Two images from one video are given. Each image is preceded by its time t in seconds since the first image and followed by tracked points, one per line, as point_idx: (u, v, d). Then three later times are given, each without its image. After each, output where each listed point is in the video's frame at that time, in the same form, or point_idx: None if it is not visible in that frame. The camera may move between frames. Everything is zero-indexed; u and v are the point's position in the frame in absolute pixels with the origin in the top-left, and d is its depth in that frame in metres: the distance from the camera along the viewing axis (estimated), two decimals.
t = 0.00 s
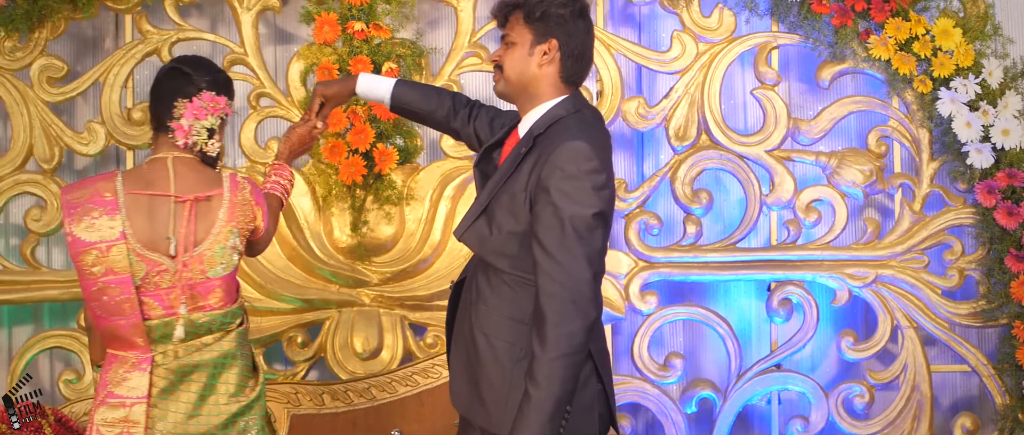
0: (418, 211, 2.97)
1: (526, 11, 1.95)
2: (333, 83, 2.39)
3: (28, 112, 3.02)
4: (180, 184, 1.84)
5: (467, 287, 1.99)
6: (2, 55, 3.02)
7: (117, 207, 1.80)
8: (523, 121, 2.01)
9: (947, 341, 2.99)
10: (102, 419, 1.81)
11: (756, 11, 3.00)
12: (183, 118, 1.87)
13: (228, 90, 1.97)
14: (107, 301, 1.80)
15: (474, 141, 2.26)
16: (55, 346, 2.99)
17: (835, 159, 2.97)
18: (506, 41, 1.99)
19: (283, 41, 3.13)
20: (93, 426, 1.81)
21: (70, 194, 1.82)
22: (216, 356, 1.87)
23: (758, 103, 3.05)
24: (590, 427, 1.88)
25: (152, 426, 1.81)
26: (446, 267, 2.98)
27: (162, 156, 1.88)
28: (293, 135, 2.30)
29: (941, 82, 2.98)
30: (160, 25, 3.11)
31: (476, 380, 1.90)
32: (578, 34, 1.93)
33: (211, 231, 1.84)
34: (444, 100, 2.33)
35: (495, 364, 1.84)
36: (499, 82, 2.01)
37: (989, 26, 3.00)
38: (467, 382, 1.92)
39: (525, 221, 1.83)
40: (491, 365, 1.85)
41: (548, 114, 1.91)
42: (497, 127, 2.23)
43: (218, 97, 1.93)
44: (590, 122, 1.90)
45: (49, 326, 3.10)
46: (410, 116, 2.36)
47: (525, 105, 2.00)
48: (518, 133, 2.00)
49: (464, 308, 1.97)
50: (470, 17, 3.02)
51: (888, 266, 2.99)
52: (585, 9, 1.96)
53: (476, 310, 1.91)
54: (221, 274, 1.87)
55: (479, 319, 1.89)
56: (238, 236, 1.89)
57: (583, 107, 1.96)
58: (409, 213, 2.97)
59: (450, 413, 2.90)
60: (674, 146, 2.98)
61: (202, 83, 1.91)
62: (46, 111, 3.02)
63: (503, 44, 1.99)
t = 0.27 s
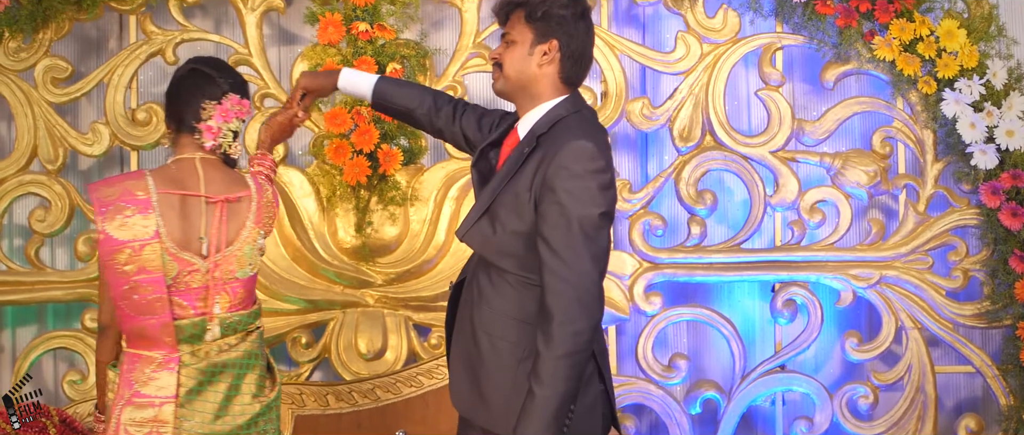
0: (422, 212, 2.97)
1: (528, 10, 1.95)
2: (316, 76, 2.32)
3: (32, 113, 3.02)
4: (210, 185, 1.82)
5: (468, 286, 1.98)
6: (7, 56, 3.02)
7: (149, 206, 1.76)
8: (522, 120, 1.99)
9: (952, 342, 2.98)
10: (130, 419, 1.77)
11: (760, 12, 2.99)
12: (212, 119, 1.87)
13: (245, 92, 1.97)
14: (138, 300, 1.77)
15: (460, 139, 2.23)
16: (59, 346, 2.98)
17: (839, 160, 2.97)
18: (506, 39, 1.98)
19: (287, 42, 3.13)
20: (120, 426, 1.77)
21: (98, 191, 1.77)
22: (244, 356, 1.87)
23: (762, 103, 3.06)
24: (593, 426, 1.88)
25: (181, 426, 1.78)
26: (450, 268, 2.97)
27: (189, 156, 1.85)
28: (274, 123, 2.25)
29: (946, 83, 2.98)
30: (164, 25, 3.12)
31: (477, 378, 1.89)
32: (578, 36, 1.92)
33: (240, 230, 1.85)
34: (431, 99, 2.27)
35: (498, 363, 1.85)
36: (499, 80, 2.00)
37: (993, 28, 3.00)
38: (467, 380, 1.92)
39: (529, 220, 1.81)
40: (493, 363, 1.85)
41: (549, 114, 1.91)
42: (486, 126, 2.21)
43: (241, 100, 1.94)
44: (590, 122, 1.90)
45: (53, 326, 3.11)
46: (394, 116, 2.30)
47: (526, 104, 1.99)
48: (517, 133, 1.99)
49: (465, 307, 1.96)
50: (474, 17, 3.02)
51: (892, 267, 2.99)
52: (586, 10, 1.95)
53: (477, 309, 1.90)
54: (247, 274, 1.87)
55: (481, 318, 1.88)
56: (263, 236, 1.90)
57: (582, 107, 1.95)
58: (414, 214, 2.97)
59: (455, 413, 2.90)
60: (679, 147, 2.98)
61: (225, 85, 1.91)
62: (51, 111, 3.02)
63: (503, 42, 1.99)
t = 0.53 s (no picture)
0: (428, 213, 2.97)
1: (528, 9, 1.92)
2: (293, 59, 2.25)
3: (36, 114, 3.02)
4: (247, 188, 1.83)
5: (468, 286, 1.96)
6: (11, 56, 3.02)
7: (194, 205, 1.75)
8: (520, 119, 1.97)
9: (956, 343, 2.99)
10: (172, 419, 1.75)
11: (765, 13, 3.00)
12: (249, 123, 1.85)
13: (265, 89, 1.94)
14: (181, 300, 1.75)
15: (443, 135, 2.18)
16: (64, 347, 2.98)
17: (844, 161, 2.97)
18: (506, 38, 1.95)
19: (291, 43, 3.13)
20: (162, 426, 1.75)
21: (139, 190, 1.73)
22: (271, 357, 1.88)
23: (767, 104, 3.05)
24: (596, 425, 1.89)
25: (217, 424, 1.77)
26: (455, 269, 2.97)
27: (223, 158, 1.83)
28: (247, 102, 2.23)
29: (951, 84, 2.98)
30: (169, 26, 3.10)
31: (478, 379, 1.88)
32: (579, 38, 1.91)
33: (274, 232, 1.87)
34: (410, 94, 2.21)
35: (501, 363, 1.84)
36: (496, 78, 1.97)
37: (998, 29, 3.00)
38: (468, 381, 1.91)
39: (536, 220, 1.81)
40: (497, 363, 1.84)
41: (550, 114, 1.89)
42: (471, 123, 2.16)
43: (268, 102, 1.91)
44: (591, 122, 1.89)
45: (58, 327, 3.11)
46: (373, 109, 2.23)
47: (523, 104, 1.97)
48: (516, 133, 1.97)
49: (466, 305, 1.94)
50: (479, 18, 3.02)
51: (897, 268, 2.99)
52: (587, 12, 1.94)
53: (479, 309, 1.88)
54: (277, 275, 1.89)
55: (484, 318, 1.87)
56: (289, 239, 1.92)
57: (582, 108, 1.94)
58: (419, 215, 2.97)
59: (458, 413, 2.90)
60: (684, 148, 2.98)
61: (256, 89, 1.87)
62: (55, 112, 3.02)
63: (503, 41, 1.96)
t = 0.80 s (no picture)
0: (431, 213, 2.97)
1: (527, 9, 1.92)
2: (272, 40, 2.20)
3: (40, 114, 3.02)
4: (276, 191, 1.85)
5: (469, 286, 1.94)
6: (16, 57, 3.02)
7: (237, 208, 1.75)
8: (519, 118, 1.96)
9: (960, 344, 2.99)
10: (213, 420, 1.75)
11: (769, 14, 2.99)
12: (278, 127, 1.86)
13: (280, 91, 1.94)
14: (223, 301, 1.75)
15: (430, 130, 2.17)
16: (68, 348, 2.98)
17: (848, 162, 2.97)
18: (505, 37, 1.95)
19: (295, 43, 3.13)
20: (205, 427, 1.75)
21: (183, 190, 1.72)
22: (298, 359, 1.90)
23: (771, 105, 3.05)
24: (600, 423, 1.90)
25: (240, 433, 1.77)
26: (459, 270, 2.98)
27: (250, 159, 1.83)
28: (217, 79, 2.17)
29: (955, 85, 2.98)
30: (173, 27, 3.10)
31: (481, 379, 1.87)
32: (577, 39, 1.91)
33: (302, 233, 1.90)
34: (394, 86, 2.18)
35: (505, 363, 1.83)
36: (493, 77, 1.96)
37: (1002, 30, 3.01)
38: (470, 381, 1.90)
39: (541, 220, 1.80)
40: (501, 363, 1.83)
41: (551, 114, 1.89)
42: (460, 119, 2.15)
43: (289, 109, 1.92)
44: (591, 123, 1.90)
45: (61, 328, 3.10)
46: (354, 100, 2.19)
47: (521, 103, 1.95)
48: (514, 131, 1.95)
49: (467, 305, 1.92)
50: (483, 19, 3.02)
51: (901, 269, 2.99)
52: (587, 14, 1.94)
53: (482, 308, 1.87)
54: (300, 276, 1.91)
55: (487, 318, 1.86)
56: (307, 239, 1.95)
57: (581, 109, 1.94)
58: (423, 215, 2.97)
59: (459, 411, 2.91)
60: (688, 149, 2.98)
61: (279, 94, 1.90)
62: (60, 113, 3.02)
63: (501, 40, 1.95)
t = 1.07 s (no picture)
0: (436, 214, 2.97)
1: (527, 9, 1.91)
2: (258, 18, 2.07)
3: (44, 115, 3.02)
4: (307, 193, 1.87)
5: (470, 285, 1.92)
6: (19, 58, 3.02)
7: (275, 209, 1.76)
8: (518, 118, 1.94)
9: (965, 345, 2.98)
10: (252, 421, 1.75)
11: (774, 15, 2.99)
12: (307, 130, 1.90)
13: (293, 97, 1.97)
14: (265, 301, 1.76)
15: (421, 125, 2.10)
16: (72, 348, 2.98)
17: (853, 163, 2.97)
18: (503, 36, 1.93)
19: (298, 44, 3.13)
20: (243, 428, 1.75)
21: (229, 191, 1.73)
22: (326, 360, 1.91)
23: (775, 106, 3.06)
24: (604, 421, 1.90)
25: None
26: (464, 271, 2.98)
27: (278, 160, 1.84)
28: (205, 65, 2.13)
29: (959, 86, 2.98)
30: (177, 28, 3.11)
31: (486, 379, 1.86)
32: (576, 41, 1.91)
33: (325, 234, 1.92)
34: (384, 76, 2.08)
35: (511, 363, 1.82)
36: (491, 76, 1.93)
37: (1006, 31, 3.01)
38: (474, 381, 1.88)
39: (547, 220, 1.80)
40: (507, 363, 1.83)
41: (552, 114, 1.89)
42: (453, 115, 2.10)
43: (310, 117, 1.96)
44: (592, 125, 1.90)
45: (65, 329, 3.11)
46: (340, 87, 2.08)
47: (520, 103, 1.94)
48: (513, 131, 1.93)
49: (468, 305, 1.91)
50: (487, 20, 3.02)
51: (905, 270, 2.99)
52: (585, 15, 1.94)
53: (485, 309, 1.86)
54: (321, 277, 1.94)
55: (491, 318, 1.84)
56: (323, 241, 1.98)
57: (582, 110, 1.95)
58: (427, 216, 2.97)
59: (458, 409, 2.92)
60: (692, 149, 2.98)
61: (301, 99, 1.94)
62: (64, 114, 3.02)
63: (500, 38, 1.94)
